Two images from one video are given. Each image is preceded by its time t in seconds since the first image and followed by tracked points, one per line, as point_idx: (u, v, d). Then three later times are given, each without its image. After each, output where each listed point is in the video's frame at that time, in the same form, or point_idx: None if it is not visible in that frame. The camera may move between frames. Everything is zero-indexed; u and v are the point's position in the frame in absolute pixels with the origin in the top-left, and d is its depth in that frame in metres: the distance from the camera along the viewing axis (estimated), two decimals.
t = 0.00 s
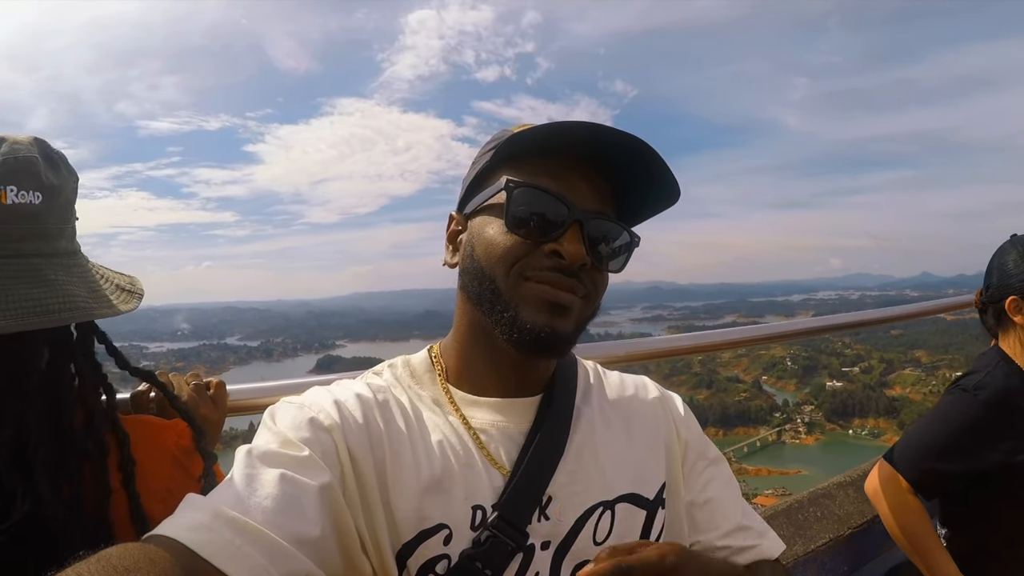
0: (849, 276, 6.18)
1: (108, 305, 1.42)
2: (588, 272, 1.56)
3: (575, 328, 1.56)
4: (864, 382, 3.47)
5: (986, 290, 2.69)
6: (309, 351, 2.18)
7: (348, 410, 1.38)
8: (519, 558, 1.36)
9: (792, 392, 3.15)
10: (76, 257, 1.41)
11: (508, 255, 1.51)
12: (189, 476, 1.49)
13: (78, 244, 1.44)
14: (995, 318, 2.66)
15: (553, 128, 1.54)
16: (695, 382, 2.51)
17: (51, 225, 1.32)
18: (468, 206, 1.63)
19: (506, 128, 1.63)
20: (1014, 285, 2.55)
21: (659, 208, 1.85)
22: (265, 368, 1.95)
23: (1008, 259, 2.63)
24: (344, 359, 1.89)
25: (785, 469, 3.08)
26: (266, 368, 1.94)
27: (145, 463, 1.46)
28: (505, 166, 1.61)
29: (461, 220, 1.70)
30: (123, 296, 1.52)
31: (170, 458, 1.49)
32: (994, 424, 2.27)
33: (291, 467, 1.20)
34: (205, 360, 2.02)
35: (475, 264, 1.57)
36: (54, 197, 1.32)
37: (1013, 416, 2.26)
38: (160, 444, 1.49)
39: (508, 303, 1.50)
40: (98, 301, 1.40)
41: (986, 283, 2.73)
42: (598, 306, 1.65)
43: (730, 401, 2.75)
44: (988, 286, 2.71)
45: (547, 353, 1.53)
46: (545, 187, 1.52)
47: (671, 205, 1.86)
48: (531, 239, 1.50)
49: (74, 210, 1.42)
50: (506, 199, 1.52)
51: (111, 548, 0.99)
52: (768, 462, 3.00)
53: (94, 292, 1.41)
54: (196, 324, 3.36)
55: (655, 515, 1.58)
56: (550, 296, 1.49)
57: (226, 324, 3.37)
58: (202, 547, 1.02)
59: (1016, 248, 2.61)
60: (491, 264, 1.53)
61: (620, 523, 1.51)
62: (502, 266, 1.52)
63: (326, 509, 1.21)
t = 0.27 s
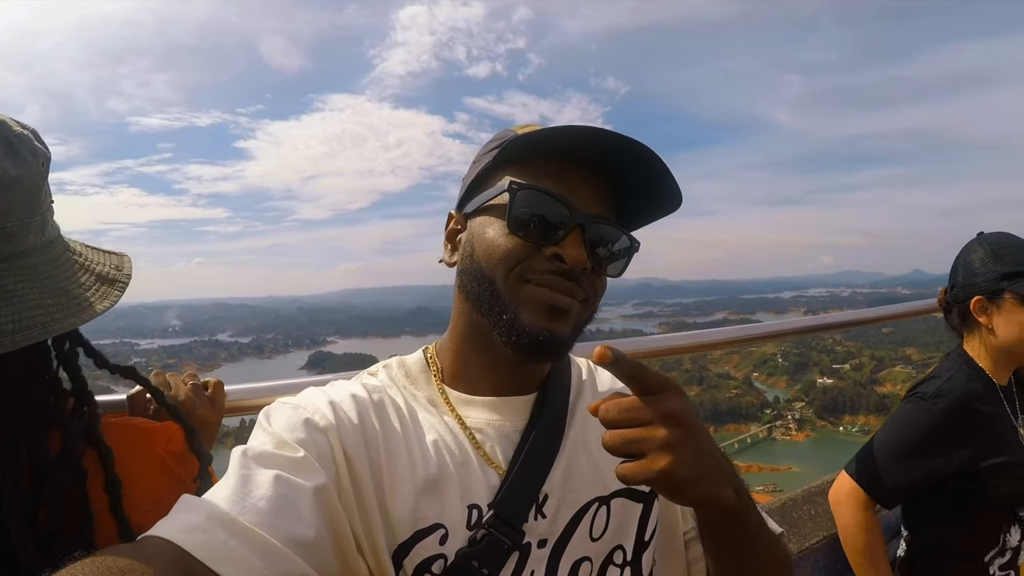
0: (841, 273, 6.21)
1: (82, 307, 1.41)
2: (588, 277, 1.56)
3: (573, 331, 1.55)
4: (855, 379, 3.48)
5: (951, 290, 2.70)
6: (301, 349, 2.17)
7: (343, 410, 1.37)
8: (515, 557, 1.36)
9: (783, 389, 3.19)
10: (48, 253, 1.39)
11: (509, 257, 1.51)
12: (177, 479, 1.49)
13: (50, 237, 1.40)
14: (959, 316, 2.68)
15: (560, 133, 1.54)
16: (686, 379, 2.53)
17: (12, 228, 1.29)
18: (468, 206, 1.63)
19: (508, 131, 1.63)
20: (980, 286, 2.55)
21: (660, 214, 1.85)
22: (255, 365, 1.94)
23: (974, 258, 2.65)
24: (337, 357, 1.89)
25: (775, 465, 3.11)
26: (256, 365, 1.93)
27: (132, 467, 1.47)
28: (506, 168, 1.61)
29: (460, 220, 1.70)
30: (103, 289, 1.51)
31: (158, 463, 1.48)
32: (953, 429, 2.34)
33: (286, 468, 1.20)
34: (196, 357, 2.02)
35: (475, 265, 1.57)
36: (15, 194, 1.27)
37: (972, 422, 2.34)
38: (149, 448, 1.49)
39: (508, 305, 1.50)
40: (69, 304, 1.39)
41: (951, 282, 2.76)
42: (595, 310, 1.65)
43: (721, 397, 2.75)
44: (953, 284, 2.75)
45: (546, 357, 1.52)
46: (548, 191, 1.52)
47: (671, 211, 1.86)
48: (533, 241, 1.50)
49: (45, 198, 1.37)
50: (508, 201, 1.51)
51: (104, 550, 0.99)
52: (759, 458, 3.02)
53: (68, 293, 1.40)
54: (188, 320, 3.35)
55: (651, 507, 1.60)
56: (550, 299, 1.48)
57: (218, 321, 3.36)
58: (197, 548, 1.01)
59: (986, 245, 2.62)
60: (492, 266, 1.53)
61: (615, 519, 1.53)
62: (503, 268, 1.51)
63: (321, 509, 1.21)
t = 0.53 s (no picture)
0: (836, 271, 6.24)
1: (59, 305, 1.39)
2: (581, 275, 1.55)
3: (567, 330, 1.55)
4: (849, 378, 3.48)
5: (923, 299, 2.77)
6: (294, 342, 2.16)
7: (339, 408, 1.37)
8: (511, 555, 1.37)
9: (776, 387, 3.21)
10: (17, 249, 1.36)
11: (501, 257, 1.51)
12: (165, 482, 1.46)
13: (22, 231, 1.37)
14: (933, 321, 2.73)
15: (553, 129, 1.53)
16: (680, 376, 2.54)
17: None
18: (461, 205, 1.63)
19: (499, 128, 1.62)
20: (953, 293, 2.63)
21: (656, 208, 1.84)
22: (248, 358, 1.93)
23: (945, 267, 2.74)
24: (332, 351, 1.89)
25: (767, 463, 3.12)
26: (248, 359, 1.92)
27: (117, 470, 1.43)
28: (497, 166, 1.61)
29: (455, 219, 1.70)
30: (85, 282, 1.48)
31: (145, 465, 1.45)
32: (925, 430, 2.36)
33: (282, 465, 1.20)
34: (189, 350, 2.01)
35: (468, 265, 1.57)
36: None
37: (947, 424, 2.36)
38: (136, 448, 1.46)
39: (500, 305, 1.50)
40: (44, 304, 1.37)
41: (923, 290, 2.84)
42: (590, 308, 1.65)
43: (714, 394, 2.75)
44: (925, 291, 2.82)
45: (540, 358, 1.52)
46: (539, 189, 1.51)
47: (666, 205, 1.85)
48: (525, 241, 1.50)
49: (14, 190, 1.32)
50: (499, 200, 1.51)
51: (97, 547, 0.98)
52: (751, 455, 3.03)
53: (42, 292, 1.37)
54: (181, 313, 3.33)
55: (647, 506, 1.60)
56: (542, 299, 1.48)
57: (210, 314, 3.35)
58: (191, 546, 1.01)
59: (956, 255, 2.71)
60: (484, 266, 1.53)
61: (612, 518, 1.53)
62: (495, 267, 1.51)
63: (316, 507, 1.21)
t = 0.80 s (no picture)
0: (833, 271, 6.26)
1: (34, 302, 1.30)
2: (568, 272, 1.55)
3: (556, 327, 1.55)
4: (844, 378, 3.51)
5: (912, 294, 2.79)
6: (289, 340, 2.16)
7: (335, 408, 1.37)
8: (506, 557, 1.37)
9: (771, 386, 3.21)
10: None
11: (486, 258, 1.51)
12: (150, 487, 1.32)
13: None
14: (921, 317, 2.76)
15: (525, 126, 1.54)
16: (675, 375, 2.55)
17: None
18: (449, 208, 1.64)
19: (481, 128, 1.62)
20: (942, 289, 2.65)
21: (647, 196, 1.82)
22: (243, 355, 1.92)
23: (937, 264, 2.76)
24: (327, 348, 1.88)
25: (762, 462, 3.12)
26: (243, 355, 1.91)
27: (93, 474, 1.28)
28: (479, 167, 1.62)
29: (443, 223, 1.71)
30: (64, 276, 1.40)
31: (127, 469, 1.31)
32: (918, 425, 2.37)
33: (279, 466, 1.20)
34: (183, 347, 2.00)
35: (455, 268, 1.58)
36: None
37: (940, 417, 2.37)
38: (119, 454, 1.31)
39: (487, 306, 1.51)
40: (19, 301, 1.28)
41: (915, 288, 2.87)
42: (582, 304, 1.65)
43: (709, 394, 2.75)
44: (916, 288, 2.84)
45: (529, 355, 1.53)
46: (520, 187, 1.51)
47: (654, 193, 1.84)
48: (508, 240, 1.50)
49: None
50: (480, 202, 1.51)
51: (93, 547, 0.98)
52: (746, 454, 3.04)
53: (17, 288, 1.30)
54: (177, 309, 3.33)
55: (641, 508, 1.61)
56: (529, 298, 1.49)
57: (206, 310, 3.33)
58: (188, 547, 1.01)
59: (948, 253, 2.74)
60: (470, 269, 1.53)
61: (607, 520, 1.54)
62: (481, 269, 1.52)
63: (312, 508, 1.21)
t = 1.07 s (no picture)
0: (832, 271, 6.27)
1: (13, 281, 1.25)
2: (545, 262, 1.55)
3: (538, 317, 1.55)
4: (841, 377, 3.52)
5: (922, 290, 2.80)
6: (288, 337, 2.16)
7: (333, 404, 1.38)
8: (503, 553, 1.38)
9: (770, 385, 3.22)
10: None
11: (460, 257, 1.52)
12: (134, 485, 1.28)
13: None
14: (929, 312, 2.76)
15: (486, 120, 1.54)
16: (673, 373, 2.56)
17: None
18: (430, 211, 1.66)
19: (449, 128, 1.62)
20: (949, 284, 2.66)
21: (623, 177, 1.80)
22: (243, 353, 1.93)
23: (944, 259, 2.76)
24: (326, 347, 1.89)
25: (759, 461, 3.11)
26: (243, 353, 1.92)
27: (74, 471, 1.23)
28: (450, 168, 1.64)
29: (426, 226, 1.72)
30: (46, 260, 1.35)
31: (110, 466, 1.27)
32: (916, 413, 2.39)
33: (277, 462, 1.21)
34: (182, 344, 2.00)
35: (435, 270, 1.60)
36: None
37: (940, 407, 2.39)
38: (99, 449, 1.27)
39: (466, 304, 1.52)
40: None
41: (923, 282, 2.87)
42: (568, 292, 1.64)
43: (707, 393, 2.75)
44: (924, 283, 2.84)
45: (512, 346, 1.54)
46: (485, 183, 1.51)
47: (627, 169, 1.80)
48: (479, 237, 1.51)
49: None
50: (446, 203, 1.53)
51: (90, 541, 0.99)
52: (744, 454, 3.04)
53: None
54: (177, 307, 3.33)
55: (638, 504, 1.62)
56: (505, 292, 1.49)
57: (204, 308, 3.33)
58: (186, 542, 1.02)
59: (954, 247, 2.74)
60: (447, 270, 1.55)
61: (603, 516, 1.55)
62: (457, 267, 1.53)
63: (311, 504, 1.21)
